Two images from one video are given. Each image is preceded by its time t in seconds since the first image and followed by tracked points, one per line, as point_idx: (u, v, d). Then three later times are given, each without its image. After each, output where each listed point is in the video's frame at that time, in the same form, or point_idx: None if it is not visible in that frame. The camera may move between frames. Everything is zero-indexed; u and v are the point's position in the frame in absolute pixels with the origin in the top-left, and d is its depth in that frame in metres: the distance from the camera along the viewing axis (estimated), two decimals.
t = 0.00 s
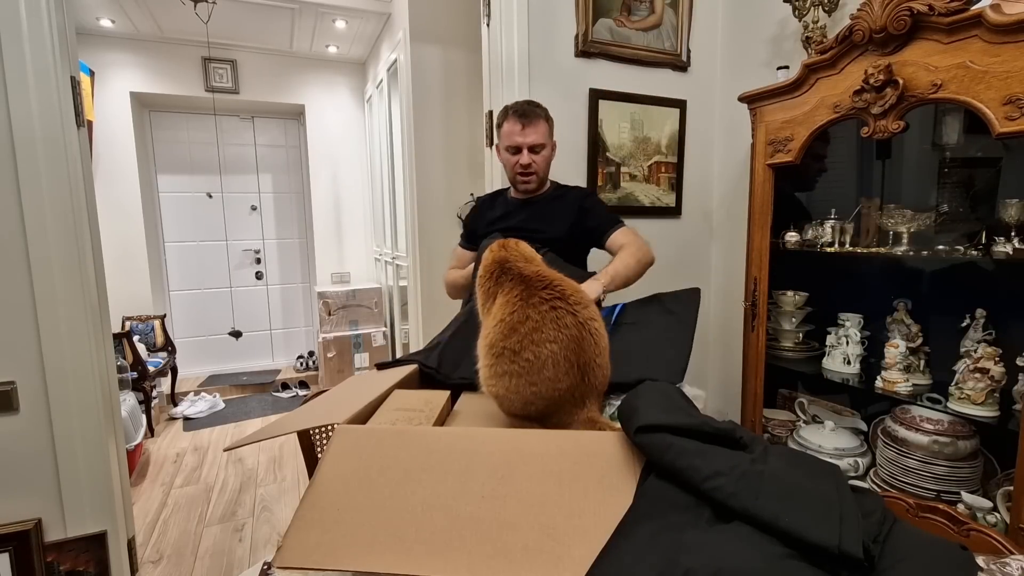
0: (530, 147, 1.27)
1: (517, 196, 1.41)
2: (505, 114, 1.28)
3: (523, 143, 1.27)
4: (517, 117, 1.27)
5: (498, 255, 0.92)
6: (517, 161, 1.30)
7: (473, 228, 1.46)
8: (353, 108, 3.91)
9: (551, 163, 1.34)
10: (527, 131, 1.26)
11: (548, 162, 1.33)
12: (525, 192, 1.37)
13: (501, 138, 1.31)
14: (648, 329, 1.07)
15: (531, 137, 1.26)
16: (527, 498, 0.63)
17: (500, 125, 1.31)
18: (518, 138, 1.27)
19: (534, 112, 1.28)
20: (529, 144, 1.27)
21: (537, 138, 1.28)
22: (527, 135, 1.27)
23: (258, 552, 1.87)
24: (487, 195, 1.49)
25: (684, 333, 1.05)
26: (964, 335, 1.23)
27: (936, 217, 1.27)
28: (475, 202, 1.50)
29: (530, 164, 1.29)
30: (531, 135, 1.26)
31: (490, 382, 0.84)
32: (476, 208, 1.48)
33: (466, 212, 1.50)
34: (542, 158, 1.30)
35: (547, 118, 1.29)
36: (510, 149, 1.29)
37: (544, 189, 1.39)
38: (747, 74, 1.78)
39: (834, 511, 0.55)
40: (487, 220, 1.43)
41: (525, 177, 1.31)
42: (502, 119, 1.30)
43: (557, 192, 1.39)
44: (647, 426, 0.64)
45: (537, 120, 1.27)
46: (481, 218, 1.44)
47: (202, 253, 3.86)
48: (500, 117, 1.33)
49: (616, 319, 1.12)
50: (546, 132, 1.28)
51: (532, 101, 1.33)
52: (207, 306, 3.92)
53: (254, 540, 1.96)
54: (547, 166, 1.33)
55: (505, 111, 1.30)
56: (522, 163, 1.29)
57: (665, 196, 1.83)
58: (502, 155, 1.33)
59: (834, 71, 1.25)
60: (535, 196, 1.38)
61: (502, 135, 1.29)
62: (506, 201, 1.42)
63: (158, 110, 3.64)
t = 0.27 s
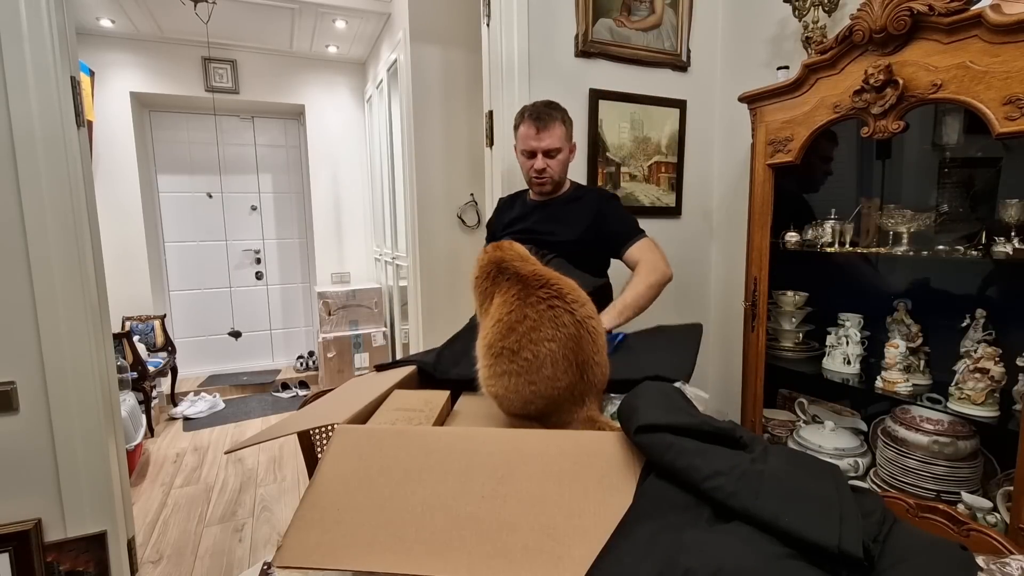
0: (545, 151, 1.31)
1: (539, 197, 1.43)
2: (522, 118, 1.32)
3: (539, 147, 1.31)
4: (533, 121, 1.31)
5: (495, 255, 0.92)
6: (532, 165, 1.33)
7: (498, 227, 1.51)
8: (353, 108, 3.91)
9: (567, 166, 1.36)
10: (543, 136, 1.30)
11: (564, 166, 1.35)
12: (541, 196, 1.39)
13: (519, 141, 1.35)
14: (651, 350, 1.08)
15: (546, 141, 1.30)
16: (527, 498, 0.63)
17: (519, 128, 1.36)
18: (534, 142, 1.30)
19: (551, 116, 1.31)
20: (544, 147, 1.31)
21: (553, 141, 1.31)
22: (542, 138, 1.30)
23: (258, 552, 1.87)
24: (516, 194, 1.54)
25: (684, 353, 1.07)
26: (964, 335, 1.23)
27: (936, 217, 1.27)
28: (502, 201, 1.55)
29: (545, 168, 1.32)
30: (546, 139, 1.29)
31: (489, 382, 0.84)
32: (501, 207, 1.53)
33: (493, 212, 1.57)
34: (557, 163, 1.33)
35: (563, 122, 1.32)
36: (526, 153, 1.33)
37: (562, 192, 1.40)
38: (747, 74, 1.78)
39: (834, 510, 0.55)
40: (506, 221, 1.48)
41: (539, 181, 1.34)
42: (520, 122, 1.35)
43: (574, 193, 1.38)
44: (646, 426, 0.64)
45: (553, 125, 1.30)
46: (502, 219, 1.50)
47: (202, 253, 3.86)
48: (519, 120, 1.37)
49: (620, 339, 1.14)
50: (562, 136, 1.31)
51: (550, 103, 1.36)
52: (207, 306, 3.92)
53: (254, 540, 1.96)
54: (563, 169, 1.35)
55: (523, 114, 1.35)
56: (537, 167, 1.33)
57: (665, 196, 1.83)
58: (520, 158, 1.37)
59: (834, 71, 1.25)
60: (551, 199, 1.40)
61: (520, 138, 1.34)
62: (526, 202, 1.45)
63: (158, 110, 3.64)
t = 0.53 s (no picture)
0: (554, 153, 1.32)
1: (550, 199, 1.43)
2: (532, 119, 1.33)
3: (548, 149, 1.32)
4: (542, 123, 1.31)
5: (493, 255, 0.92)
6: (541, 167, 1.34)
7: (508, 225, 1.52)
8: (353, 108, 3.91)
9: (577, 168, 1.37)
10: (552, 138, 1.31)
11: (573, 168, 1.36)
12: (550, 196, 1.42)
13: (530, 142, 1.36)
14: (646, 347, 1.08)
15: (555, 143, 1.30)
16: (527, 498, 0.63)
17: (529, 129, 1.37)
18: (544, 144, 1.31)
19: (560, 117, 1.31)
20: (553, 150, 1.32)
21: (563, 144, 1.32)
22: (551, 141, 1.31)
23: (258, 552, 1.87)
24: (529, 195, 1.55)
25: (686, 325, 1.02)
26: (964, 335, 1.23)
27: (936, 217, 1.27)
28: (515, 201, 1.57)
29: (553, 169, 1.33)
30: (555, 142, 1.30)
31: (488, 381, 0.84)
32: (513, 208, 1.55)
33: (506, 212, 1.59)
34: (567, 164, 1.34)
35: (573, 123, 1.32)
36: (536, 155, 1.34)
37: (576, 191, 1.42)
38: (747, 73, 1.78)
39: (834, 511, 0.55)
40: (517, 222, 1.49)
41: (549, 182, 1.36)
42: (530, 124, 1.35)
43: (585, 193, 1.39)
44: (646, 426, 0.64)
45: (563, 126, 1.30)
46: (514, 219, 1.51)
47: (202, 253, 3.86)
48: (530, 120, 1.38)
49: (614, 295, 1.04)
50: (572, 138, 1.31)
51: (561, 102, 1.36)
52: (207, 306, 3.92)
53: (255, 540, 1.96)
54: (572, 171, 1.36)
55: (534, 115, 1.35)
56: (546, 169, 1.34)
57: (665, 196, 1.83)
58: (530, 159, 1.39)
59: (834, 71, 1.26)
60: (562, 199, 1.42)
61: (530, 139, 1.35)
62: (537, 204, 1.46)
63: (158, 110, 3.64)
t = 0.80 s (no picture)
0: (557, 150, 1.32)
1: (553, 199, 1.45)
2: (535, 118, 1.33)
3: (552, 146, 1.32)
4: (546, 121, 1.31)
5: (500, 252, 0.91)
6: (545, 164, 1.34)
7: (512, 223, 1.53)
8: (353, 107, 3.91)
9: (580, 166, 1.37)
10: (556, 136, 1.30)
11: (576, 166, 1.36)
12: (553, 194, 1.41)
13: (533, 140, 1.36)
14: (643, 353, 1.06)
15: (558, 141, 1.30)
16: (527, 498, 0.63)
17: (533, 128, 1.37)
18: (547, 142, 1.31)
19: (564, 115, 1.31)
20: (557, 147, 1.32)
21: (566, 141, 1.32)
22: (555, 138, 1.31)
23: (258, 552, 1.87)
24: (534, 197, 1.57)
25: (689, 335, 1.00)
26: (964, 335, 1.23)
27: (936, 217, 1.27)
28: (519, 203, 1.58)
29: (557, 167, 1.33)
30: (558, 139, 1.30)
31: (489, 378, 0.84)
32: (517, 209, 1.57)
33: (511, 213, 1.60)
34: (570, 162, 1.34)
35: (576, 121, 1.33)
36: (539, 152, 1.34)
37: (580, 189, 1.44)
38: (747, 73, 1.78)
39: (834, 511, 0.55)
40: (522, 221, 1.50)
41: (552, 180, 1.36)
42: (534, 122, 1.35)
43: (589, 194, 1.41)
44: (646, 426, 0.64)
45: (566, 124, 1.31)
46: (519, 220, 1.52)
47: (202, 253, 3.86)
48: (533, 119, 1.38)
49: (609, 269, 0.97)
50: (574, 135, 1.31)
51: (565, 102, 1.36)
52: (207, 306, 3.93)
53: (254, 540, 1.96)
54: (575, 169, 1.36)
55: (537, 114, 1.35)
56: (549, 167, 1.34)
57: (665, 196, 1.83)
58: (533, 157, 1.39)
59: (834, 71, 1.26)
60: (566, 197, 1.42)
61: (533, 138, 1.35)
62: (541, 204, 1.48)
63: (158, 110, 3.64)
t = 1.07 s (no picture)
0: (558, 145, 1.31)
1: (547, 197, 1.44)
2: (537, 113, 1.33)
3: (552, 141, 1.32)
4: (549, 116, 1.31)
5: (502, 252, 0.91)
6: (545, 159, 1.33)
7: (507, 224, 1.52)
8: (353, 107, 3.91)
9: (578, 164, 1.37)
10: (557, 131, 1.31)
11: (575, 163, 1.36)
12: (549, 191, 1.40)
13: (532, 136, 1.36)
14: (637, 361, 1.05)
15: (560, 135, 1.31)
16: (527, 498, 0.63)
17: (532, 124, 1.36)
18: (549, 137, 1.31)
19: (565, 112, 1.32)
20: (557, 142, 1.31)
21: (566, 137, 1.32)
22: (556, 133, 1.31)
23: (259, 552, 1.87)
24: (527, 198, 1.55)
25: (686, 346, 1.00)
26: (964, 335, 1.23)
27: (936, 217, 1.27)
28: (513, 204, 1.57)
29: (557, 161, 1.33)
30: (560, 133, 1.30)
31: (491, 378, 0.84)
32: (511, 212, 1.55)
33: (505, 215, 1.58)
34: (569, 158, 1.34)
35: (577, 119, 1.34)
36: (539, 147, 1.33)
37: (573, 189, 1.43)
38: (747, 73, 1.78)
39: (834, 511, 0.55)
40: (517, 221, 1.48)
41: (550, 175, 1.35)
42: (534, 119, 1.35)
43: (585, 193, 1.40)
44: (647, 426, 0.64)
45: (568, 120, 1.32)
46: (513, 221, 1.50)
47: (202, 253, 3.86)
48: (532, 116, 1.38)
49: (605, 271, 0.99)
50: (575, 132, 1.32)
51: (565, 102, 1.38)
52: (207, 306, 3.92)
53: (255, 540, 1.96)
54: (573, 166, 1.36)
55: (537, 110, 1.35)
56: (549, 161, 1.33)
57: (665, 196, 1.83)
58: (531, 153, 1.38)
59: (834, 71, 1.25)
60: (562, 196, 1.41)
61: (533, 133, 1.34)
62: (536, 204, 1.46)
63: (158, 110, 3.64)
